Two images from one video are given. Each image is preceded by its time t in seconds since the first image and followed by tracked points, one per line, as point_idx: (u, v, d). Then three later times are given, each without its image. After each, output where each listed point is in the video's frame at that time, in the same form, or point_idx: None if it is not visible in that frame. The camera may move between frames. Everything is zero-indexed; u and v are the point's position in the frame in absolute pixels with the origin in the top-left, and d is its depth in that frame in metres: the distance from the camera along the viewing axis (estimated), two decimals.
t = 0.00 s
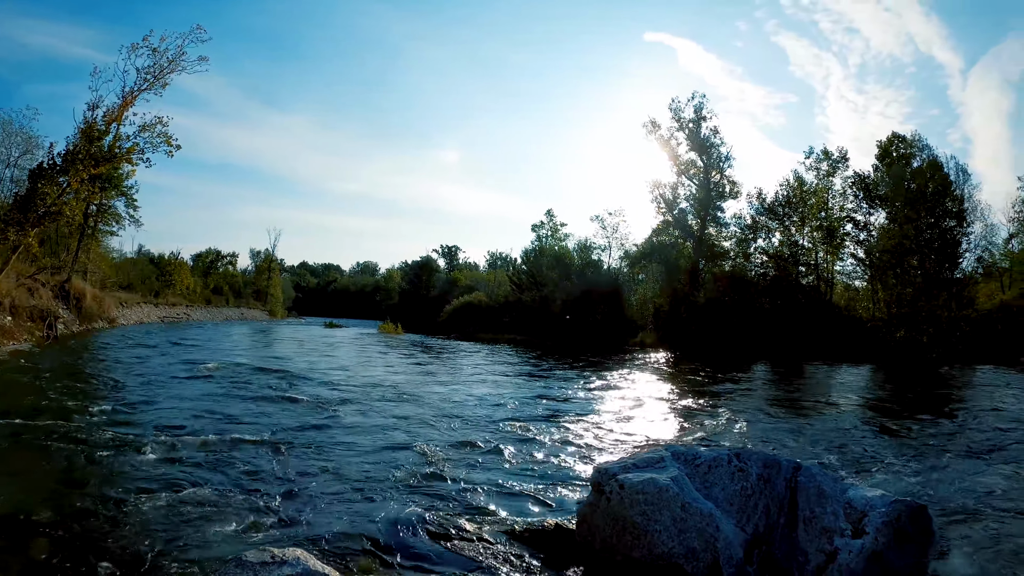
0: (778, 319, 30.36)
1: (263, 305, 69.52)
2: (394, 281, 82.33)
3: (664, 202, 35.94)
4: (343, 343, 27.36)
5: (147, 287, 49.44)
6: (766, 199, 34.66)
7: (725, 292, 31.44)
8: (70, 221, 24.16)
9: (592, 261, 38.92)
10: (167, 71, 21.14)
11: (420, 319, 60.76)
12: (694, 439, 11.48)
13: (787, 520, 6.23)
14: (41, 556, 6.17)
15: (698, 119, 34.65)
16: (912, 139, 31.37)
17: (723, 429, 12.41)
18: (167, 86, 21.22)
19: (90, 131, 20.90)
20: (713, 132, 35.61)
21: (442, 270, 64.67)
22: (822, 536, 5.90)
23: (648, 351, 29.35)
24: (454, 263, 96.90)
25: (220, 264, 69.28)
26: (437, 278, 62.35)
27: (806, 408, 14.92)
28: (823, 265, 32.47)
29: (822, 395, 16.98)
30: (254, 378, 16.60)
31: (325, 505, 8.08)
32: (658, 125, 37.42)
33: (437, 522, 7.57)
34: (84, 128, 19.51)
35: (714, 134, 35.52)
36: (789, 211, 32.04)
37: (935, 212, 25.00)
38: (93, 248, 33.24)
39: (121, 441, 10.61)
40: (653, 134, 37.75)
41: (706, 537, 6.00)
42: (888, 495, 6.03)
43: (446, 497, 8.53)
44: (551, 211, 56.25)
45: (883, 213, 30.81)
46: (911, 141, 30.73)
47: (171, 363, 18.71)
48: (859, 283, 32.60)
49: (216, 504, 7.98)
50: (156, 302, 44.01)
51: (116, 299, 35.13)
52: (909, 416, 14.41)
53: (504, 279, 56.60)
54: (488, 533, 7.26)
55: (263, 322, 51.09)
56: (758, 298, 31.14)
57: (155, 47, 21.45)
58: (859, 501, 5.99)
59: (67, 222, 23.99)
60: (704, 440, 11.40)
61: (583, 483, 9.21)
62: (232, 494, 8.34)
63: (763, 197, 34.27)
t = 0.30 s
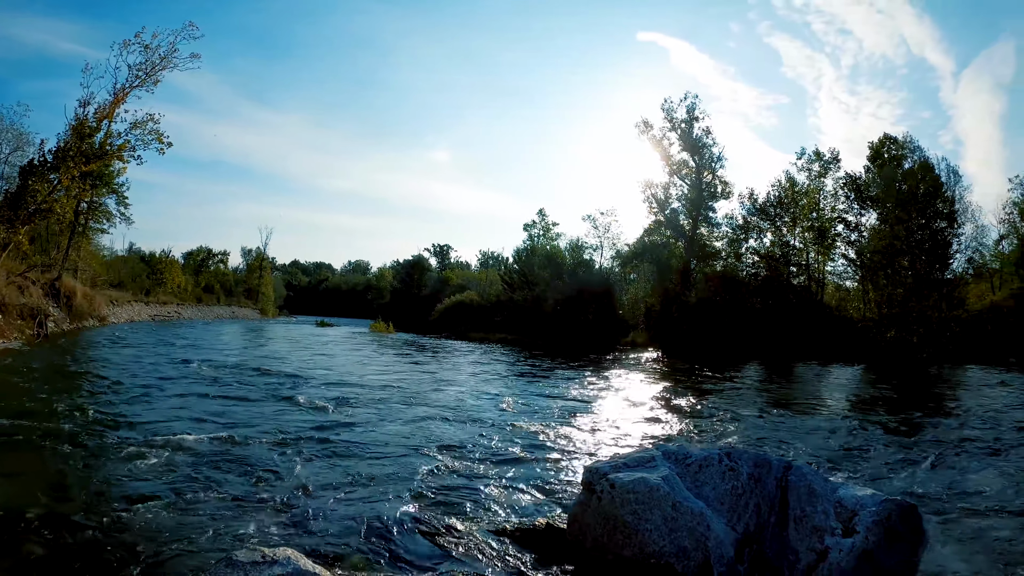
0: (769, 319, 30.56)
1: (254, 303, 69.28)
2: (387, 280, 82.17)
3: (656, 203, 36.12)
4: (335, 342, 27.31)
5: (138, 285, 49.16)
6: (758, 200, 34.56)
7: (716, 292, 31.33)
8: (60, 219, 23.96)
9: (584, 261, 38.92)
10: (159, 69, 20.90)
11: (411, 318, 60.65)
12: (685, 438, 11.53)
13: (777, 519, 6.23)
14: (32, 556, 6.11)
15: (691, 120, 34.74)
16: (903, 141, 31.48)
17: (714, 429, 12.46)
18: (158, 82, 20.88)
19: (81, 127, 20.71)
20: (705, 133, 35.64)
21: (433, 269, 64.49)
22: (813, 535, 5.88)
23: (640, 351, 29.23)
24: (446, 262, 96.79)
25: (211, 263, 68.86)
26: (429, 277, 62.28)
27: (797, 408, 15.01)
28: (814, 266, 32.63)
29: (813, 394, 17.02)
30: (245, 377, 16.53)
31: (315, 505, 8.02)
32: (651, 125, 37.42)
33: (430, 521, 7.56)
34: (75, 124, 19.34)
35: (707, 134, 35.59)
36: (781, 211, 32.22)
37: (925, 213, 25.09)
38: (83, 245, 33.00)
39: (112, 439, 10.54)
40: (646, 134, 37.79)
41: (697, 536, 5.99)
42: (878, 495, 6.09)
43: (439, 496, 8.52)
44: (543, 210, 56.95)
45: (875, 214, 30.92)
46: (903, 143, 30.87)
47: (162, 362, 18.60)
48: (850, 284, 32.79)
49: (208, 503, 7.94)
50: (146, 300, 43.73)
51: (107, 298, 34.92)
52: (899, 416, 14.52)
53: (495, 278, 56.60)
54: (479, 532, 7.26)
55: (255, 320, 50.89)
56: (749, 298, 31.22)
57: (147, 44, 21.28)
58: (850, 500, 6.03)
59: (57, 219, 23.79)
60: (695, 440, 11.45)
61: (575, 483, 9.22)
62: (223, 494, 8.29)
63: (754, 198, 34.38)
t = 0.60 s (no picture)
0: (761, 319, 30.64)
1: (247, 302, 69.06)
2: (380, 280, 82.00)
3: (649, 203, 36.10)
4: (328, 342, 27.28)
5: (130, 284, 48.90)
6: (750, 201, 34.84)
7: (709, 292, 31.33)
8: (52, 217, 23.82)
9: (577, 261, 39.00)
10: (151, 66, 20.75)
11: (404, 318, 60.57)
12: (678, 438, 11.57)
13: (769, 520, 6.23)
14: (23, 556, 6.08)
15: (684, 120, 34.82)
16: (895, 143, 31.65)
17: (708, 429, 12.53)
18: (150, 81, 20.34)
19: (73, 125, 20.56)
20: (698, 133, 35.75)
21: (426, 269, 64.37)
22: (804, 535, 5.86)
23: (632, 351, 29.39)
24: (439, 263, 96.66)
25: (204, 261, 68.49)
26: (421, 276, 62.09)
27: (790, 408, 15.11)
28: (807, 267, 32.53)
29: (805, 395, 17.10)
30: (238, 376, 16.46)
31: (306, 505, 7.99)
32: (645, 125, 37.54)
33: (421, 522, 7.53)
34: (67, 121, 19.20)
35: (699, 135, 35.67)
36: (773, 212, 32.30)
37: (917, 215, 25.46)
38: (74, 244, 32.79)
39: (104, 439, 10.48)
40: (639, 134, 37.87)
41: (689, 536, 5.99)
42: (871, 494, 6.05)
43: (432, 496, 8.49)
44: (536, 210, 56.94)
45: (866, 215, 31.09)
46: (895, 144, 30.94)
47: (154, 361, 18.51)
48: (842, 283, 32.56)
49: (200, 503, 7.91)
50: (138, 299, 43.49)
51: (99, 296, 34.73)
52: (890, 416, 14.66)
53: (488, 278, 56.67)
54: (471, 532, 7.24)
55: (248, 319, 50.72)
56: (742, 298, 31.29)
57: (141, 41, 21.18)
58: (842, 500, 6.00)
59: (48, 217, 23.65)
60: (687, 440, 11.50)
61: (567, 483, 9.23)
62: (214, 494, 8.26)
63: (747, 198, 34.38)
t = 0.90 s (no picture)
0: (754, 319, 30.71)
1: (240, 301, 68.93)
2: (373, 279, 81.83)
3: (642, 203, 36.16)
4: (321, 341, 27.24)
5: (123, 283, 48.69)
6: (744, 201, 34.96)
7: (702, 293, 31.40)
8: (44, 215, 23.67)
9: (571, 261, 39.04)
10: (145, 64, 20.63)
11: (397, 318, 60.38)
12: (671, 438, 11.61)
13: (762, 520, 6.24)
14: (14, 557, 6.04)
15: (678, 120, 34.90)
16: (888, 144, 31.79)
17: (701, 429, 12.59)
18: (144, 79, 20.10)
19: (66, 123, 20.44)
20: (692, 134, 35.86)
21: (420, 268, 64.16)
22: (797, 535, 5.86)
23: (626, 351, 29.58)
24: (432, 262, 96.64)
25: (197, 260, 68.23)
26: (415, 276, 61.96)
27: (783, 408, 15.22)
28: (799, 267, 32.86)
29: (798, 395, 17.18)
30: (232, 376, 16.44)
31: (300, 505, 7.97)
32: (638, 125, 37.60)
33: (414, 521, 7.53)
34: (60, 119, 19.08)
35: (694, 135, 35.75)
36: (767, 213, 32.55)
37: (910, 216, 25.60)
38: (67, 243, 32.61)
39: (96, 439, 10.43)
40: (633, 134, 37.91)
41: (682, 536, 6.00)
42: (863, 494, 6.05)
43: (425, 497, 8.48)
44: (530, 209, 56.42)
45: (859, 216, 31.17)
46: (888, 146, 31.08)
47: (147, 360, 18.42)
48: (834, 285, 32.60)
49: (193, 503, 7.88)
50: (131, 298, 43.35)
51: (91, 295, 34.58)
52: (882, 416, 14.78)
53: (483, 277, 56.78)
54: (463, 532, 7.26)
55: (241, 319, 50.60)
56: (735, 299, 31.35)
57: (134, 39, 21.05)
58: (834, 500, 6.00)
59: (41, 215, 23.51)
60: (681, 440, 11.54)
61: (559, 482, 9.24)
62: (209, 493, 8.23)
63: (740, 198, 34.57)
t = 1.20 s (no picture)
0: (746, 320, 30.76)
1: (233, 300, 68.71)
2: (366, 279, 81.63)
3: (636, 203, 36.21)
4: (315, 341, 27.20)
5: (115, 281, 48.44)
6: (739, 203, 34.14)
7: (695, 293, 31.45)
8: (37, 213, 23.55)
9: (564, 261, 38.99)
10: (138, 62, 20.55)
11: (389, 318, 60.04)
12: (664, 438, 11.66)
13: (754, 520, 6.25)
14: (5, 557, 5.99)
15: (672, 121, 34.91)
16: (881, 146, 31.86)
17: (694, 428, 12.69)
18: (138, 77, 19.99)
19: (59, 121, 20.31)
20: (686, 134, 35.96)
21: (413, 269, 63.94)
22: (789, 535, 5.85)
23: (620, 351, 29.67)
24: (425, 262, 96.54)
25: (190, 259, 67.89)
26: (408, 276, 61.87)
27: (775, 407, 15.36)
28: (792, 268, 33.07)
29: (791, 394, 17.32)
30: (226, 375, 16.40)
31: (294, 505, 7.96)
32: (632, 126, 37.64)
33: (407, 522, 7.52)
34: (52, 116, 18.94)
35: (688, 136, 35.84)
36: (760, 214, 32.63)
37: (903, 218, 25.55)
38: (60, 242, 32.43)
39: (88, 439, 10.37)
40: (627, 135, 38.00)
41: (674, 536, 6.01)
42: (855, 494, 6.04)
43: (418, 496, 8.47)
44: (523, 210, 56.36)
45: (853, 216, 31.04)
46: (881, 148, 31.14)
47: (140, 360, 18.35)
48: (828, 286, 33.12)
49: (185, 503, 7.85)
50: (124, 297, 43.16)
51: (84, 294, 34.41)
52: (873, 416, 14.91)
53: (476, 277, 56.78)
54: (456, 532, 7.26)
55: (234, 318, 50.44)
56: (728, 300, 31.38)
57: (128, 37, 20.95)
58: (826, 500, 5.99)
59: (33, 213, 23.38)
60: (674, 439, 11.59)
61: (552, 482, 9.27)
62: (203, 493, 8.20)
63: (733, 199, 34.73)
